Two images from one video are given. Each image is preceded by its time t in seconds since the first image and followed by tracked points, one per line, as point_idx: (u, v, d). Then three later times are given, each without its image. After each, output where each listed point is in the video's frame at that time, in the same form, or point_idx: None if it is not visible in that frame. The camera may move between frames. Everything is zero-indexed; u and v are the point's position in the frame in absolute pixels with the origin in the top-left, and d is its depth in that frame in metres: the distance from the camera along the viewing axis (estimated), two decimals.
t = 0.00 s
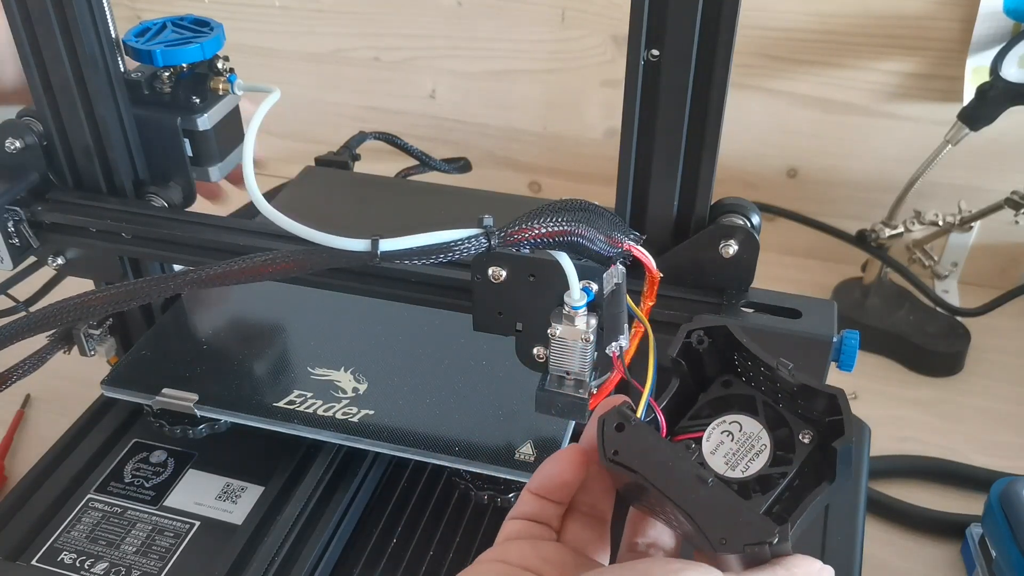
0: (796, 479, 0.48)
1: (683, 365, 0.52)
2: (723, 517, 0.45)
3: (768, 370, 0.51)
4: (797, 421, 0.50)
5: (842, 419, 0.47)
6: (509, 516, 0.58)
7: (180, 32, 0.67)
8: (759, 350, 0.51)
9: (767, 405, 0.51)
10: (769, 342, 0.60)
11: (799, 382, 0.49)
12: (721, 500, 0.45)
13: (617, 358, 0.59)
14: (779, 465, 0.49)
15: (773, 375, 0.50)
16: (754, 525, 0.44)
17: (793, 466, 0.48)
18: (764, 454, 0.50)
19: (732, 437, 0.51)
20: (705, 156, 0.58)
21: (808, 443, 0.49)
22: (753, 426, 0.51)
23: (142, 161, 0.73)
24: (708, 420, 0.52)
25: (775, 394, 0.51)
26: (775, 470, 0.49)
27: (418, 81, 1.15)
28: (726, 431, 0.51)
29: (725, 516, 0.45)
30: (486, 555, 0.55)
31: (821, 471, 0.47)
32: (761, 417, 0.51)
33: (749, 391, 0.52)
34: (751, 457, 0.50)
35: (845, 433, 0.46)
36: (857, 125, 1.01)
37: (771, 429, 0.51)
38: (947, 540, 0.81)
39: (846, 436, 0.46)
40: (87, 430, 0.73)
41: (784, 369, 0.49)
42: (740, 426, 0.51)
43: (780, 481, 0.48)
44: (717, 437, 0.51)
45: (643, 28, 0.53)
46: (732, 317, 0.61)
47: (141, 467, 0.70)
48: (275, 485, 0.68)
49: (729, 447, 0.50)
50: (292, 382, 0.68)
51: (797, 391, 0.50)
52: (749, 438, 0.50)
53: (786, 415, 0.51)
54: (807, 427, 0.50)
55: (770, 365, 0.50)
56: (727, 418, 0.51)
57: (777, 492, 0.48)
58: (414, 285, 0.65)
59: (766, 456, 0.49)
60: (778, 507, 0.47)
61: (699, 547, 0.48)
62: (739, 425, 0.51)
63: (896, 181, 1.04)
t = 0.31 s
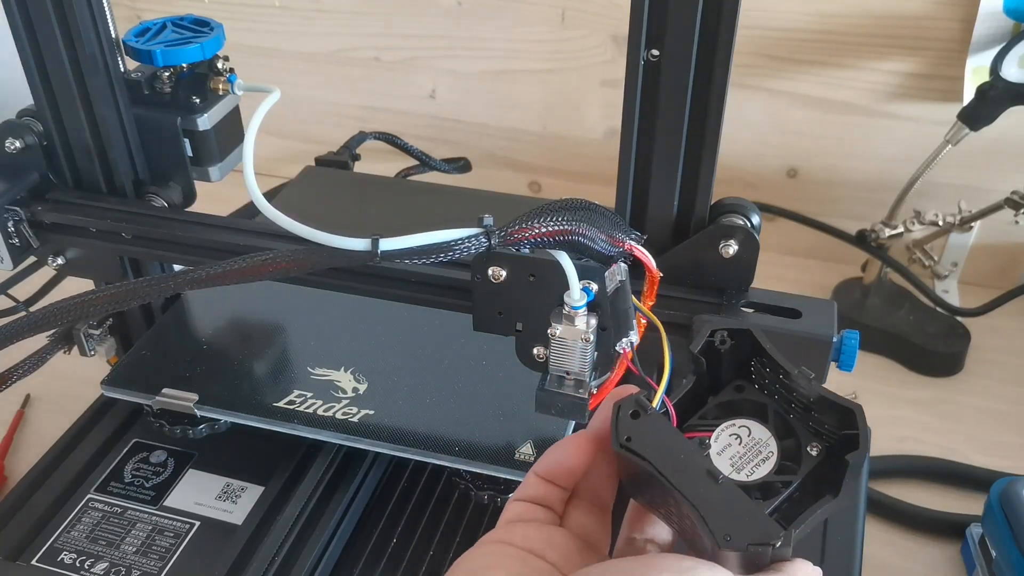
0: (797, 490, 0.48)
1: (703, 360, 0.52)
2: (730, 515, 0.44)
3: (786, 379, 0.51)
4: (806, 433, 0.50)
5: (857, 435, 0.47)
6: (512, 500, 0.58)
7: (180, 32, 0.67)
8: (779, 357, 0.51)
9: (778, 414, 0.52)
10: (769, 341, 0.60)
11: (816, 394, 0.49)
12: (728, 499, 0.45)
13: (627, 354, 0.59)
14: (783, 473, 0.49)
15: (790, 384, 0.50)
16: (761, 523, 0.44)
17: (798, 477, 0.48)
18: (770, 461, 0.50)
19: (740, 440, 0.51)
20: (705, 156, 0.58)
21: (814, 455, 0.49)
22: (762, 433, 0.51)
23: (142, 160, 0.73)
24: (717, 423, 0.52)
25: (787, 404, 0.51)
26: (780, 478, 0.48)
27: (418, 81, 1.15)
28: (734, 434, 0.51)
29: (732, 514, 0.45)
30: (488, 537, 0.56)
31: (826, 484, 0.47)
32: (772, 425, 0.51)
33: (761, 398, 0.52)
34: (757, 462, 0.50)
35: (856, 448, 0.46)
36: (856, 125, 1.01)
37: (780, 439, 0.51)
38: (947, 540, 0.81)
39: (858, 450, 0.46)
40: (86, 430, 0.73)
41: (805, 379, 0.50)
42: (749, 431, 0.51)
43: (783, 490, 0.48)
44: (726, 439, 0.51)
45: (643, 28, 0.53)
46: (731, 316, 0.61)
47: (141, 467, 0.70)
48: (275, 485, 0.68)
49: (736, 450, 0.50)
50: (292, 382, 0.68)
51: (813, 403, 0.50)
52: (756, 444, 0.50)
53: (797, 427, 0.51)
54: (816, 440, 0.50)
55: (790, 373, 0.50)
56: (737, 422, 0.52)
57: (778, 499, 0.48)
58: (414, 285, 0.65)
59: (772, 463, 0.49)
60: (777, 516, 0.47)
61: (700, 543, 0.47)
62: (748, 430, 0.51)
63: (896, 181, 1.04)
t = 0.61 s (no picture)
0: (798, 503, 0.48)
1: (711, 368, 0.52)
2: (727, 526, 0.44)
3: (793, 394, 0.51)
4: (811, 448, 0.50)
5: (859, 452, 0.46)
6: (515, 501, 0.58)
7: (180, 32, 0.67)
8: (787, 372, 0.51)
9: (784, 427, 0.51)
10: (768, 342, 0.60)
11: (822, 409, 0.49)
12: (729, 509, 0.45)
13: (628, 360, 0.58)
14: (785, 486, 0.49)
15: (797, 399, 0.50)
16: (758, 535, 0.44)
17: (799, 491, 0.48)
18: (772, 473, 0.49)
19: (744, 450, 0.50)
20: (705, 156, 0.58)
21: (817, 469, 0.49)
22: (766, 445, 0.50)
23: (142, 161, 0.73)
24: (722, 431, 0.52)
25: (793, 418, 0.51)
26: (781, 490, 0.48)
27: (418, 81, 1.15)
28: (738, 444, 0.51)
29: (730, 523, 0.44)
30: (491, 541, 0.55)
31: (827, 499, 0.47)
32: (777, 438, 0.51)
33: (768, 410, 0.52)
34: (760, 474, 0.49)
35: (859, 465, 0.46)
36: (856, 125, 1.01)
37: (785, 451, 0.50)
38: (947, 540, 0.81)
39: (859, 467, 0.46)
40: (86, 430, 0.73)
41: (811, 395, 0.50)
42: (754, 442, 0.51)
43: (784, 502, 0.48)
44: (729, 448, 0.51)
45: (644, 28, 0.53)
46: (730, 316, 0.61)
47: (141, 467, 0.70)
48: (275, 485, 0.68)
49: (740, 460, 0.50)
50: (292, 382, 0.68)
51: (819, 418, 0.49)
52: (759, 455, 0.50)
53: (801, 441, 0.50)
54: (820, 455, 0.49)
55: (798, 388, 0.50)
56: (742, 432, 0.51)
57: (778, 511, 0.47)
58: (413, 286, 0.65)
59: (774, 475, 0.49)
60: (777, 527, 0.46)
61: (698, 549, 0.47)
62: (752, 440, 0.51)
63: (896, 182, 1.04)
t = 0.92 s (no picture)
0: (800, 495, 0.47)
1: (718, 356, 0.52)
2: (729, 519, 0.44)
3: (801, 385, 0.51)
4: (816, 441, 0.50)
5: (868, 449, 0.46)
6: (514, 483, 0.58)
7: (180, 32, 0.67)
8: (797, 363, 0.51)
9: (790, 418, 0.51)
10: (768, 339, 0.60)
11: (830, 402, 0.49)
12: (731, 503, 0.45)
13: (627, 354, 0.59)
14: (787, 478, 0.49)
15: (805, 390, 0.50)
16: (759, 529, 0.44)
17: (803, 483, 0.48)
18: (775, 463, 0.49)
19: (748, 440, 0.50)
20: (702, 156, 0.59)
21: (822, 463, 0.48)
22: (770, 435, 0.51)
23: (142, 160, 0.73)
24: (726, 420, 0.52)
25: (800, 410, 0.51)
26: (784, 481, 0.48)
27: (418, 81, 1.15)
28: (742, 433, 0.51)
29: (732, 517, 0.45)
30: (488, 528, 0.55)
31: (830, 493, 0.47)
32: (781, 429, 0.51)
33: (774, 400, 0.52)
34: (763, 465, 0.49)
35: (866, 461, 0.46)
36: (856, 125, 1.01)
37: (789, 442, 0.50)
38: (947, 541, 0.81)
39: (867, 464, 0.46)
40: (87, 430, 0.73)
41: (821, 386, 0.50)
42: (757, 432, 0.51)
43: (787, 494, 0.48)
44: (733, 437, 0.51)
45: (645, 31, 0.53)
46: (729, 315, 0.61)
47: (141, 467, 0.70)
48: (275, 485, 0.68)
49: (743, 449, 0.50)
50: (292, 381, 0.68)
51: (826, 411, 0.49)
52: (764, 445, 0.50)
53: (807, 432, 0.50)
54: (825, 449, 0.49)
55: (807, 379, 0.50)
56: (746, 422, 0.51)
57: (779, 502, 0.47)
58: (413, 286, 0.65)
59: (778, 466, 0.49)
60: (778, 518, 0.47)
61: (694, 536, 0.48)
62: (757, 430, 0.51)
63: (896, 182, 1.04)
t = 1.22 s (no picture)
0: (807, 491, 0.48)
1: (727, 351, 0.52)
2: (732, 516, 0.45)
3: (810, 380, 0.51)
4: (825, 436, 0.50)
5: (876, 447, 0.46)
6: (518, 472, 0.58)
7: (180, 32, 0.67)
8: (807, 357, 0.51)
9: (798, 412, 0.51)
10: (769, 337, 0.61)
11: (840, 397, 0.49)
12: (734, 499, 0.45)
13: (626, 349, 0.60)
14: (794, 473, 0.49)
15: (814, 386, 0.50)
16: (762, 528, 0.45)
17: (810, 479, 0.48)
18: (782, 458, 0.49)
19: (755, 434, 0.50)
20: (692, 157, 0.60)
21: (829, 459, 0.49)
22: (779, 429, 0.50)
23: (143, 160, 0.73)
24: (734, 412, 0.52)
25: (808, 404, 0.51)
26: (791, 477, 0.48)
27: (418, 81, 1.15)
28: (749, 427, 0.50)
29: (737, 515, 0.45)
30: (489, 518, 0.54)
31: (835, 490, 0.47)
32: (789, 423, 0.51)
33: (782, 394, 0.52)
34: (770, 459, 0.49)
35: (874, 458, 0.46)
36: (857, 125, 1.01)
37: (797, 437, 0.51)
38: (947, 541, 0.81)
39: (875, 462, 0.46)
40: (86, 430, 0.73)
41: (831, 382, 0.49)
42: (765, 425, 0.51)
43: (793, 489, 0.48)
44: (741, 431, 0.50)
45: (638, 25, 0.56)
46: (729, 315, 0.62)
47: (141, 467, 0.70)
48: (275, 484, 0.68)
49: (750, 444, 0.50)
50: (292, 381, 0.68)
51: (834, 407, 0.49)
52: (771, 439, 0.50)
53: (815, 427, 0.50)
54: (833, 444, 0.49)
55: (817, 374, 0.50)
56: (754, 415, 0.51)
57: (785, 497, 0.47)
58: (412, 285, 0.65)
59: (785, 461, 0.49)
60: (784, 513, 0.47)
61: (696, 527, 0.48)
62: (765, 424, 0.51)
63: (896, 182, 1.04)
